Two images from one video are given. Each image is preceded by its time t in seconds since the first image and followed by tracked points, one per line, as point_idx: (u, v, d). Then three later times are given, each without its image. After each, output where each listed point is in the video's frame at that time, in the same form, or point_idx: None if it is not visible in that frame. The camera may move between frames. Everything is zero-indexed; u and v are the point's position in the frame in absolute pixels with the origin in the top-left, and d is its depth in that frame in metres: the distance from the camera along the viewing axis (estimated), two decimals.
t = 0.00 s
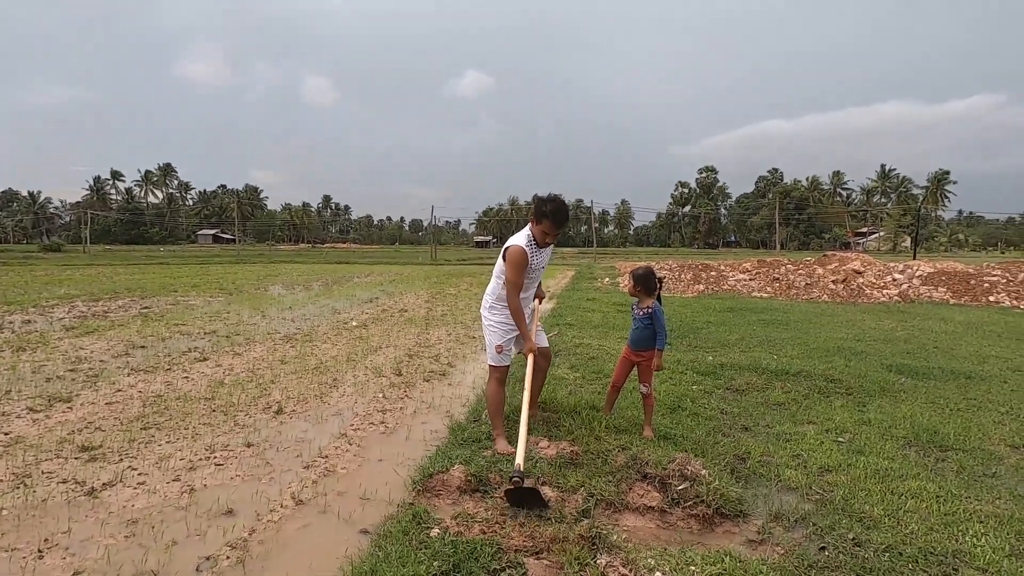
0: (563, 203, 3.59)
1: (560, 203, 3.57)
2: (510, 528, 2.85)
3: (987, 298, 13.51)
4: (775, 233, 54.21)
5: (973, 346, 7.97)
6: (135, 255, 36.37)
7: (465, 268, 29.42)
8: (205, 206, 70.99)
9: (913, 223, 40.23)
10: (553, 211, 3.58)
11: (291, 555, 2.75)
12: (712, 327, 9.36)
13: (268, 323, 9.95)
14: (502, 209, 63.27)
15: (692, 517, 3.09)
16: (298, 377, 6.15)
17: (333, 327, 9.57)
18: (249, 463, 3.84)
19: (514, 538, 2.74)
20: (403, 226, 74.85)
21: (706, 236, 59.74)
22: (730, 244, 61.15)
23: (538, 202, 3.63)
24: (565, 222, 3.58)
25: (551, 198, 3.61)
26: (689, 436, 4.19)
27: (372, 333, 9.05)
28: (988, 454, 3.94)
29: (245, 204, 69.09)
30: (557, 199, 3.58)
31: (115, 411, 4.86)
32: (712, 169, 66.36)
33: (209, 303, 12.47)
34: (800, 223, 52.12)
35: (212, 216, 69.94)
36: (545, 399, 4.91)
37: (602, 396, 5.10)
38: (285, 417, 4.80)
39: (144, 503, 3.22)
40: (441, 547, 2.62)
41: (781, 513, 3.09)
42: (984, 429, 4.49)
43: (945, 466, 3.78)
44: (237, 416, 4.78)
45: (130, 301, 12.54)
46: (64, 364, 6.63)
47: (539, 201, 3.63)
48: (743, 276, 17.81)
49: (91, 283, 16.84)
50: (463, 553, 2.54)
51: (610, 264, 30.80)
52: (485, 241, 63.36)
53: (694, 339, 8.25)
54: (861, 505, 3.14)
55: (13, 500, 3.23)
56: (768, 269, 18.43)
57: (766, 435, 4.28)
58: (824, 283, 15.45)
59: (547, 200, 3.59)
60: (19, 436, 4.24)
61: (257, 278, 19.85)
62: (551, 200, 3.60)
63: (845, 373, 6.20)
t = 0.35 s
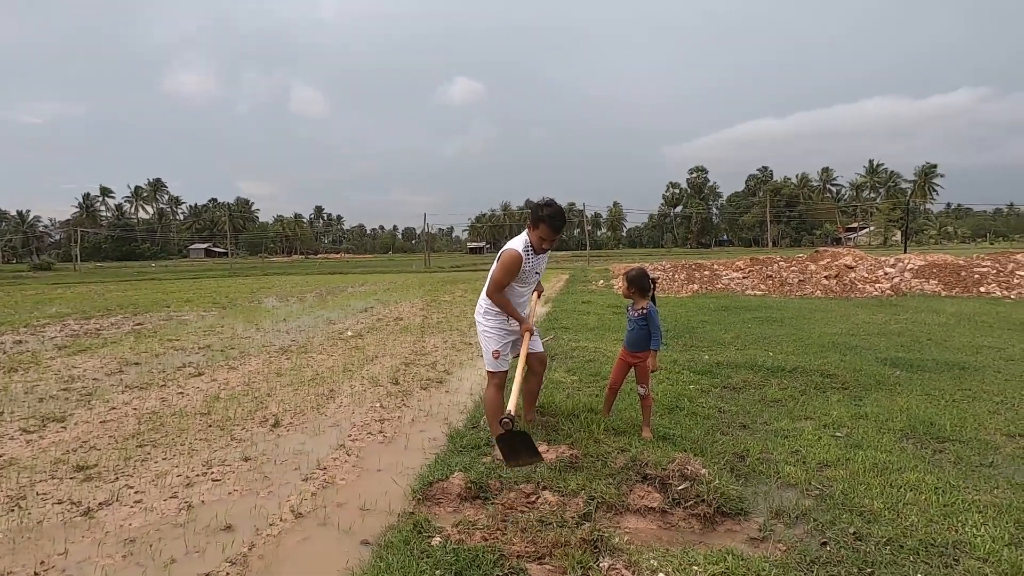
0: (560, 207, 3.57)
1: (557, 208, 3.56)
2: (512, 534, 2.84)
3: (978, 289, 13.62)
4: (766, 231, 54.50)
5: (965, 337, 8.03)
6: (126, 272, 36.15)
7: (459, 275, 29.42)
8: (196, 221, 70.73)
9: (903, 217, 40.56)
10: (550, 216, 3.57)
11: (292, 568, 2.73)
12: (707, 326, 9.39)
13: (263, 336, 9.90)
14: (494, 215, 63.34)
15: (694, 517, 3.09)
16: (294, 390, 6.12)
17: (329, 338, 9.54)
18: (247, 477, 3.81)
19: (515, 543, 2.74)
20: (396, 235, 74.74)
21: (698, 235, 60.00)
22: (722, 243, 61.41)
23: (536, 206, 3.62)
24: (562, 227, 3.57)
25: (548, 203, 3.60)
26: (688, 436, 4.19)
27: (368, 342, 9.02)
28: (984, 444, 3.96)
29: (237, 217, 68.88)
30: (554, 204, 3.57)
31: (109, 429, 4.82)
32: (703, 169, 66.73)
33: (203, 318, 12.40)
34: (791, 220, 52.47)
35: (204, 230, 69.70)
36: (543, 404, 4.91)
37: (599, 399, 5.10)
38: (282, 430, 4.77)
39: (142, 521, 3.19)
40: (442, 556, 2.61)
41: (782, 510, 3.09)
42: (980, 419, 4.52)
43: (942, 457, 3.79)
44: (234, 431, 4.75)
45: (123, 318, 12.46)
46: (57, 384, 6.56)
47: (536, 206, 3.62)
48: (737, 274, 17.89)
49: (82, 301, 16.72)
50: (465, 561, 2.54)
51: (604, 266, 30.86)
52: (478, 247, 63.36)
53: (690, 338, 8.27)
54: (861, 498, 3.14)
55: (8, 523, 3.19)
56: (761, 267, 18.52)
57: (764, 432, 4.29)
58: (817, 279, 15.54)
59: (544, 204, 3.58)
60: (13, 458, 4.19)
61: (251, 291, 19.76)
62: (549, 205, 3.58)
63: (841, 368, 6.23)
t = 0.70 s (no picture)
0: (557, 216, 3.56)
1: (553, 217, 3.55)
2: (513, 538, 2.84)
3: (972, 283, 13.69)
4: (761, 230, 54.68)
5: (961, 331, 8.06)
6: (121, 284, 36.01)
7: (455, 280, 29.44)
8: (191, 230, 70.53)
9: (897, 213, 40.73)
10: (547, 226, 3.55)
11: None
12: (704, 325, 9.41)
13: (260, 345, 9.87)
14: (489, 219, 63.35)
15: (695, 517, 3.09)
16: (292, 398, 6.09)
17: (326, 346, 9.51)
18: (246, 487, 3.79)
19: (517, 548, 2.73)
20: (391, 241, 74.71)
21: (693, 235, 60.14)
22: (718, 242, 61.58)
23: (533, 216, 3.62)
24: (559, 237, 3.56)
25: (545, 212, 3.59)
26: (687, 435, 4.20)
27: (365, 349, 9.00)
28: (982, 438, 3.98)
29: (232, 226, 68.72)
30: (550, 213, 3.56)
31: (107, 442, 4.79)
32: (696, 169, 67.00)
33: (199, 328, 12.35)
34: (785, 218, 52.65)
35: (199, 240, 69.53)
36: (542, 407, 4.90)
37: (598, 401, 5.10)
38: (281, 439, 4.75)
39: (141, 534, 3.17)
40: (444, 562, 2.60)
41: (782, 508, 3.09)
42: (977, 412, 4.53)
43: (941, 451, 3.80)
44: (232, 441, 4.73)
45: (118, 330, 12.41)
46: (53, 397, 6.53)
47: (534, 216, 3.62)
48: (733, 273, 17.93)
49: (77, 313, 16.64)
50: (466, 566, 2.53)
51: (600, 268, 30.89)
52: (474, 252, 63.34)
53: (687, 338, 8.28)
54: (861, 494, 3.15)
55: (5, 538, 3.16)
56: (757, 265, 18.57)
57: (763, 430, 4.30)
58: (812, 277, 15.58)
59: (541, 214, 3.57)
60: (9, 473, 4.15)
61: (247, 300, 19.70)
62: (545, 215, 3.58)
63: (838, 364, 6.24)
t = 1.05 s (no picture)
0: (557, 227, 3.59)
1: (553, 228, 3.57)
2: (515, 544, 2.83)
3: (968, 281, 13.75)
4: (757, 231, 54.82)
5: (958, 330, 8.09)
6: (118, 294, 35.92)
7: (453, 285, 29.46)
8: (188, 240, 70.46)
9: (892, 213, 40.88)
10: (545, 236, 3.57)
11: None
12: (703, 327, 9.42)
13: (259, 353, 9.86)
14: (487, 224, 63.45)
15: (696, 519, 3.08)
16: (292, 406, 6.08)
17: (325, 353, 9.50)
18: (246, 496, 3.78)
19: (519, 554, 2.72)
20: (388, 247, 74.74)
21: (690, 238, 60.27)
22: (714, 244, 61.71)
23: (533, 226, 3.64)
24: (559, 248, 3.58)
25: (545, 223, 3.62)
26: (687, 438, 4.20)
27: (364, 356, 8.99)
28: (981, 435, 3.99)
29: (229, 235, 68.66)
30: (550, 224, 3.58)
31: (105, 453, 4.77)
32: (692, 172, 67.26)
33: (196, 337, 12.34)
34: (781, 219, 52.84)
35: (196, 249, 69.44)
36: (542, 411, 4.90)
37: (598, 405, 5.10)
38: (281, 448, 4.74)
39: (141, 546, 3.15)
40: (446, 570, 2.60)
41: (783, 509, 3.10)
42: (976, 410, 4.55)
43: (940, 450, 3.81)
44: (232, 450, 4.72)
45: (115, 340, 12.38)
46: (50, 409, 6.51)
47: (533, 226, 3.64)
48: (730, 275, 17.97)
49: (75, 324, 16.60)
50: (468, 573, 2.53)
51: (597, 271, 30.95)
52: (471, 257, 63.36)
53: (686, 341, 8.29)
54: (862, 494, 3.15)
55: (4, 552, 3.15)
56: (754, 267, 18.63)
57: (763, 432, 4.31)
58: (809, 277, 15.62)
59: (541, 225, 3.59)
60: (8, 487, 4.13)
61: (244, 309, 19.67)
62: (545, 225, 3.60)
63: (836, 364, 6.25)
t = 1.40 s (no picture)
0: (553, 231, 3.58)
1: (549, 231, 3.56)
2: (518, 552, 2.81)
3: (971, 287, 13.72)
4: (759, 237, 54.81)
5: (961, 335, 8.07)
6: (120, 302, 36.01)
7: (454, 292, 29.47)
8: (190, 248, 70.67)
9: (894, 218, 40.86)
10: (542, 240, 3.56)
11: None
12: (705, 334, 9.40)
13: (260, 361, 9.86)
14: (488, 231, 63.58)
15: (700, 527, 3.07)
16: (294, 414, 6.07)
17: (327, 361, 9.51)
18: (248, 505, 3.77)
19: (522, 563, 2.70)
20: (390, 254, 74.88)
21: (691, 244, 60.30)
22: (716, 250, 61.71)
23: (528, 231, 3.63)
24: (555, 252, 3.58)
25: (541, 227, 3.61)
26: (691, 445, 4.19)
27: (365, 363, 8.99)
28: (986, 442, 3.97)
29: (231, 243, 68.83)
30: (546, 228, 3.57)
31: (108, 462, 4.77)
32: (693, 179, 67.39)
33: (199, 345, 12.35)
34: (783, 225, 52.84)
35: (198, 256, 69.61)
36: (544, 419, 4.89)
37: (600, 411, 5.09)
38: (282, 455, 4.73)
39: (143, 554, 3.15)
40: None
41: (787, 516, 3.08)
42: (980, 416, 4.53)
43: (945, 456, 3.80)
44: (234, 458, 4.71)
45: (118, 348, 12.40)
46: (53, 417, 6.51)
47: (529, 231, 3.63)
48: (732, 281, 17.96)
49: (77, 332, 16.63)
50: None
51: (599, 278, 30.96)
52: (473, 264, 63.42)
53: (689, 347, 8.27)
54: (866, 501, 3.14)
55: (6, 561, 3.14)
56: (756, 272, 18.62)
57: (766, 438, 4.29)
58: (811, 283, 15.60)
59: (536, 229, 3.58)
60: (10, 495, 4.13)
61: (246, 316, 19.70)
62: (541, 229, 3.59)
63: (839, 370, 6.24)
